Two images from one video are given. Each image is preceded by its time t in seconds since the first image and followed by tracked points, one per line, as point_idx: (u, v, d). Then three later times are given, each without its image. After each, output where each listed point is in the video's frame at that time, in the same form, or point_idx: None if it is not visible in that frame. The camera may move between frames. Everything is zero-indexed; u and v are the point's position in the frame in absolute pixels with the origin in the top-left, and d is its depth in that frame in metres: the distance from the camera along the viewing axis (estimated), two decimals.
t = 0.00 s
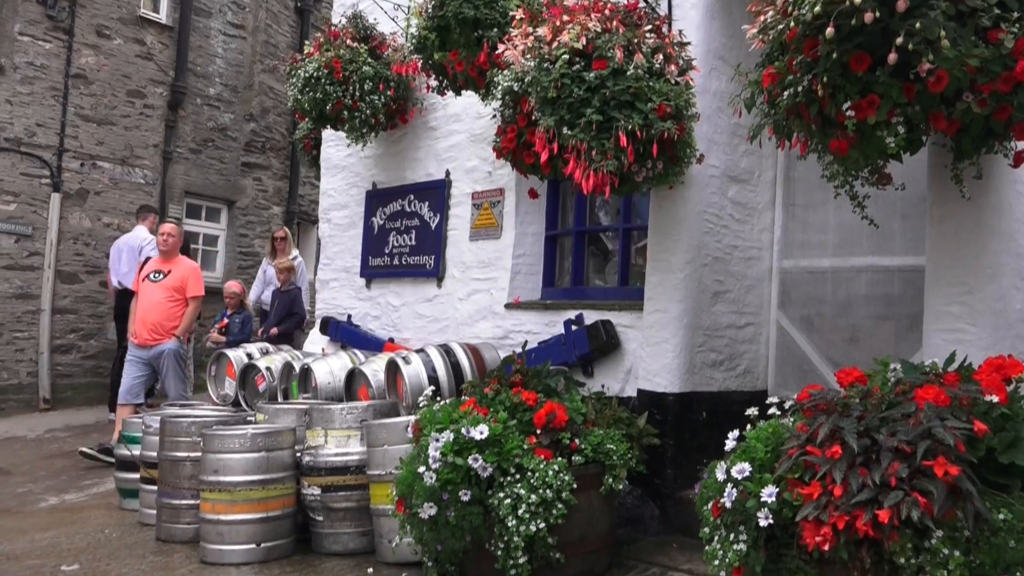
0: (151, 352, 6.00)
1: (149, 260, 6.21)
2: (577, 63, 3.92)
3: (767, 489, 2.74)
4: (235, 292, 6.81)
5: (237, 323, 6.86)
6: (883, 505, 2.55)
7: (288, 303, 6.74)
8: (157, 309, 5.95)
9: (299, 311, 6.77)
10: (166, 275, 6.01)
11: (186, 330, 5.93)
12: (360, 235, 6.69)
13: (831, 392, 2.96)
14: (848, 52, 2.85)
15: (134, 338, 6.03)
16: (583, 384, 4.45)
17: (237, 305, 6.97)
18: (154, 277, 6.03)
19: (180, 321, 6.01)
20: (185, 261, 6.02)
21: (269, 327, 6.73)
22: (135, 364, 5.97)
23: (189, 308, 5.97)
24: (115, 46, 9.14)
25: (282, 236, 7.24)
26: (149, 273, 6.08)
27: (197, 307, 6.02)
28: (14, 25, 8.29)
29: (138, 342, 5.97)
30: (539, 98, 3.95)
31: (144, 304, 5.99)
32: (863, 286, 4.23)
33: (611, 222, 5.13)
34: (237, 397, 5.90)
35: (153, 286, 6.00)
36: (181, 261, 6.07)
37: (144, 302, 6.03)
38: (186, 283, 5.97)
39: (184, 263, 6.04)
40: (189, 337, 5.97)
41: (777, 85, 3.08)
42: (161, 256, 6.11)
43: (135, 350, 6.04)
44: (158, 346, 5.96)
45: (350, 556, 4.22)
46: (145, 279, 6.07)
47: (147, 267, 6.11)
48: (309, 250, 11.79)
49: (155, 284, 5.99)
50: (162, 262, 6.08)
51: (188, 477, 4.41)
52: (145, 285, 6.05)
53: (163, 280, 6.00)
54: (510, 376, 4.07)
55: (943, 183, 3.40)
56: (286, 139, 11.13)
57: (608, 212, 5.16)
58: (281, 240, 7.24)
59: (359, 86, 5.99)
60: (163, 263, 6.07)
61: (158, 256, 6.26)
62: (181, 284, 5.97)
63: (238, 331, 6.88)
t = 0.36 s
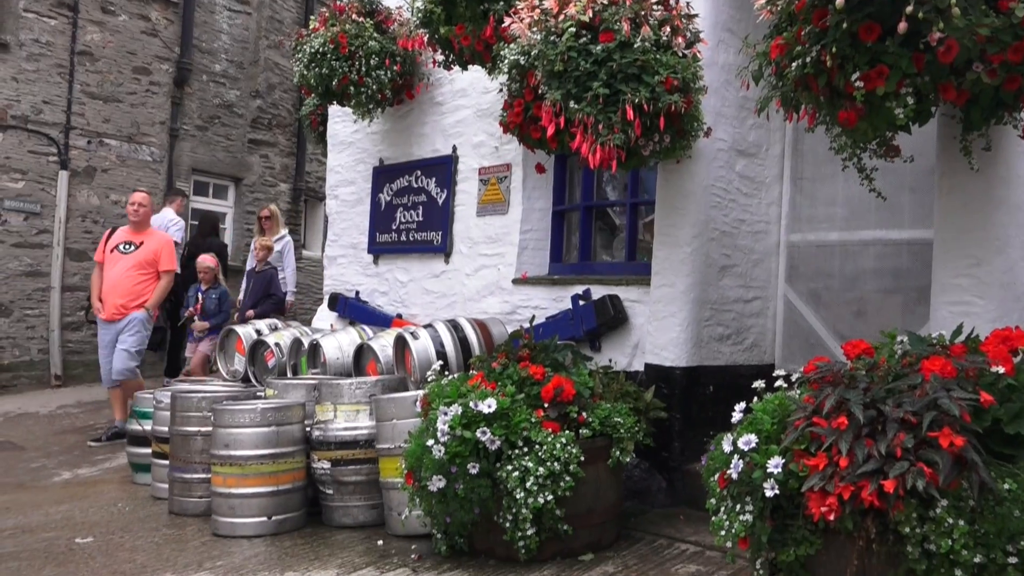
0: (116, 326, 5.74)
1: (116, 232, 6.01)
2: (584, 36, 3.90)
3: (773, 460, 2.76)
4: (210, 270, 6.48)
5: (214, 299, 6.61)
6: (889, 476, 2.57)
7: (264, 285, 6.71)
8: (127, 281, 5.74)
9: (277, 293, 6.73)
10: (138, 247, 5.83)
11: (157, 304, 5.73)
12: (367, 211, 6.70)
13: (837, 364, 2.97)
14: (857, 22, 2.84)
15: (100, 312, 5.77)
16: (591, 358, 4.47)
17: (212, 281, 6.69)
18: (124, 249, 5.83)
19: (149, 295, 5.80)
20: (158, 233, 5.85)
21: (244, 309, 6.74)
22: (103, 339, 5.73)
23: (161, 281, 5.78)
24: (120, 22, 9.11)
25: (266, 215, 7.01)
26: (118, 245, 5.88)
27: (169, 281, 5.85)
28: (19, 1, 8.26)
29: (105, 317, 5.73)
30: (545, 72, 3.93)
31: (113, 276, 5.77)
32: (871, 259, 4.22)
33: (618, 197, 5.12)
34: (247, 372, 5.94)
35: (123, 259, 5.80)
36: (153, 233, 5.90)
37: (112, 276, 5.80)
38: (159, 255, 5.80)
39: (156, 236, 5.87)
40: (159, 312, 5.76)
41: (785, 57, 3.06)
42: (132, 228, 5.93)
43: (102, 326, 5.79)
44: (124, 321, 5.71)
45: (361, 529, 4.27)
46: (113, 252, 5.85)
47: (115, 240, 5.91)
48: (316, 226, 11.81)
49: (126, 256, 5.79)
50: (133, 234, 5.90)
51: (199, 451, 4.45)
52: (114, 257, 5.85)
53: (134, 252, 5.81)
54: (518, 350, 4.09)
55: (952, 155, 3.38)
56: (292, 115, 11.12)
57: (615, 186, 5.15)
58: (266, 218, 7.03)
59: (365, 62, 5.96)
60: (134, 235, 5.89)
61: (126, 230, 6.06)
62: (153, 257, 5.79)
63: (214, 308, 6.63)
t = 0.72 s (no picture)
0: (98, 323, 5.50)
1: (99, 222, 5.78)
2: (591, 19, 3.89)
3: (780, 442, 2.77)
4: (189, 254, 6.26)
5: (193, 286, 6.30)
6: (896, 456, 2.57)
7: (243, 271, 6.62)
8: (110, 273, 5.51)
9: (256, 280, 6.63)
10: (121, 238, 5.60)
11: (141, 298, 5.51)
12: (374, 197, 6.69)
13: (845, 346, 2.97)
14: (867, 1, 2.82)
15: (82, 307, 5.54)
16: (598, 342, 4.47)
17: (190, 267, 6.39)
18: (106, 240, 5.61)
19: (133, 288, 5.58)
20: (142, 224, 5.63)
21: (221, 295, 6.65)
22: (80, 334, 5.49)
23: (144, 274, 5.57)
24: (126, 8, 9.11)
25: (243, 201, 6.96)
26: (100, 235, 5.65)
27: (153, 275, 5.62)
28: None
29: (86, 311, 5.49)
30: (552, 55, 3.92)
31: (95, 269, 5.54)
32: (880, 242, 4.19)
33: (625, 181, 5.11)
34: (256, 358, 5.96)
35: (105, 250, 5.57)
36: (137, 224, 5.68)
37: (93, 268, 5.57)
38: (143, 247, 5.57)
39: (140, 226, 5.65)
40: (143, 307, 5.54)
41: (794, 37, 3.04)
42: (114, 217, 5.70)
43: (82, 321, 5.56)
44: (106, 316, 5.48)
45: (370, 512, 4.30)
46: (95, 243, 5.63)
47: (97, 230, 5.68)
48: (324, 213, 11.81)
49: (109, 247, 5.57)
50: (115, 224, 5.67)
51: (209, 436, 4.48)
52: (96, 249, 5.62)
53: (117, 243, 5.58)
54: (526, 333, 4.10)
55: (962, 135, 3.36)
56: (299, 101, 11.11)
57: (623, 169, 5.13)
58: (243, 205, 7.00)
59: (371, 46, 5.95)
60: (117, 225, 5.67)
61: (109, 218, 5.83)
62: (136, 247, 5.57)
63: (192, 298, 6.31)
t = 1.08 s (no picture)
0: (92, 321, 5.35)
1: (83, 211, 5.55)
2: (598, 11, 3.88)
3: (789, 433, 2.77)
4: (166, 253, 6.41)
5: (171, 284, 6.38)
6: (905, 448, 2.57)
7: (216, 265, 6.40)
8: (102, 267, 5.33)
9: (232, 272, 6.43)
10: (110, 228, 5.39)
11: (135, 292, 5.37)
12: (382, 191, 6.70)
13: (854, 337, 2.96)
14: None
15: (73, 303, 5.35)
16: (607, 335, 4.47)
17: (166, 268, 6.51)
18: (93, 231, 5.40)
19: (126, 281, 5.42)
20: (131, 212, 5.42)
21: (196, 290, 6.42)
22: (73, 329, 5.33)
23: (136, 266, 5.40)
24: (134, 4, 9.13)
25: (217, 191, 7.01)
26: (86, 226, 5.43)
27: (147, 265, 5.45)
28: None
29: (79, 307, 5.33)
30: (559, 47, 3.92)
31: (85, 263, 5.34)
32: (889, 234, 4.17)
33: (633, 173, 5.10)
34: (266, 352, 5.97)
35: (95, 242, 5.37)
36: (125, 212, 5.47)
37: (83, 261, 5.37)
38: (135, 238, 5.38)
39: (128, 215, 5.44)
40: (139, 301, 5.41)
41: (803, 27, 3.03)
42: (99, 206, 5.48)
43: (71, 315, 5.37)
44: (101, 313, 5.35)
45: (380, 505, 4.32)
46: (82, 234, 5.42)
47: (82, 221, 5.45)
48: (332, 207, 11.82)
49: (99, 239, 5.37)
50: (101, 213, 5.45)
51: (220, 429, 4.50)
52: (84, 241, 5.40)
53: (106, 234, 5.38)
54: (534, 327, 4.10)
55: (971, 125, 3.35)
56: (307, 96, 11.11)
57: (631, 162, 5.12)
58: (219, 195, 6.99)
59: (378, 40, 5.94)
60: (103, 214, 5.45)
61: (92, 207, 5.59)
62: (126, 239, 5.38)
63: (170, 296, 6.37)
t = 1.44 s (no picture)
0: (78, 330, 5.03)
1: (59, 211, 5.20)
2: (608, 11, 3.88)
3: (801, 434, 2.76)
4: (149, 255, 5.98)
5: (159, 289, 6.02)
6: (919, 449, 2.56)
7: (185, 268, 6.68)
8: (87, 272, 5.02)
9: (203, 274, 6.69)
10: (93, 230, 5.08)
11: (123, 297, 5.08)
12: (392, 192, 6.71)
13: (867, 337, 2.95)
14: None
15: (56, 311, 5.02)
16: (617, 335, 4.47)
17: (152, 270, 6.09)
18: (75, 233, 5.07)
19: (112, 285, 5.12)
20: (116, 213, 5.12)
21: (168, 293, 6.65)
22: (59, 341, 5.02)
23: (123, 269, 5.11)
24: (145, 7, 9.18)
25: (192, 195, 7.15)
26: (66, 228, 5.09)
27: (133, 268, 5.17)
28: None
29: (63, 314, 5.00)
30: (569, 48, 3.92)
31: (68, 268, 5.01)
32: (901, 233, 4.15)
33: (643, 174, 5.09)
34: (277, 353, 5.99)
35: (78, 245, 5.05)
36: (108, 212, 5.17)
37: (64, 265, 5.04)
38: (122, 240, 5.09)
39: (112, 215, 5.13)
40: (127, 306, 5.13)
41: (815, 26, 3.02)
42: (79, 206, 5.15)
43: (54, 324, 5.03)
44: (88, 321, 5.03)
45: (391, 506, 4.33)
46: (62, 236, 5.08)
47: (61, 222, 5.11)
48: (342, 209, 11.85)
49: (82, 241, 5.05)
50: (82, 214, 5.12)
51: (232, 431, 4.52)
52: (65, 244, 5.07)
53: (89, 236, 5.06)
54: (545, 328, 4.09)
55: (983, 124, 3.33)
56: (317, 98, 11.14)
57: (641, 162, 5.11)
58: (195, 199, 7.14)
59: (388, 42, 5.94)
60: (84, 215, 5.13)
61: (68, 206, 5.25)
62: (112, 241, 5.08)
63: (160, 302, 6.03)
